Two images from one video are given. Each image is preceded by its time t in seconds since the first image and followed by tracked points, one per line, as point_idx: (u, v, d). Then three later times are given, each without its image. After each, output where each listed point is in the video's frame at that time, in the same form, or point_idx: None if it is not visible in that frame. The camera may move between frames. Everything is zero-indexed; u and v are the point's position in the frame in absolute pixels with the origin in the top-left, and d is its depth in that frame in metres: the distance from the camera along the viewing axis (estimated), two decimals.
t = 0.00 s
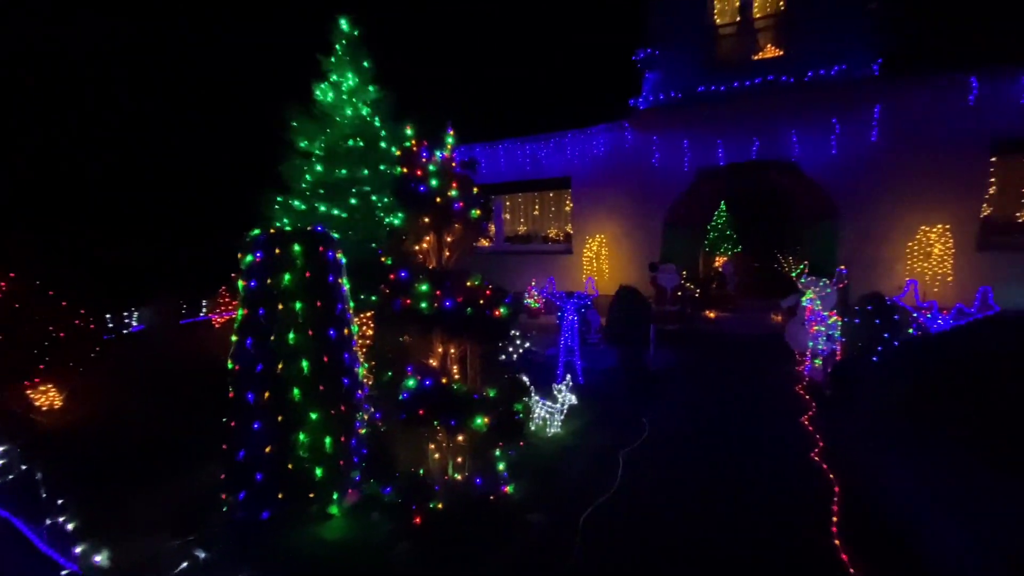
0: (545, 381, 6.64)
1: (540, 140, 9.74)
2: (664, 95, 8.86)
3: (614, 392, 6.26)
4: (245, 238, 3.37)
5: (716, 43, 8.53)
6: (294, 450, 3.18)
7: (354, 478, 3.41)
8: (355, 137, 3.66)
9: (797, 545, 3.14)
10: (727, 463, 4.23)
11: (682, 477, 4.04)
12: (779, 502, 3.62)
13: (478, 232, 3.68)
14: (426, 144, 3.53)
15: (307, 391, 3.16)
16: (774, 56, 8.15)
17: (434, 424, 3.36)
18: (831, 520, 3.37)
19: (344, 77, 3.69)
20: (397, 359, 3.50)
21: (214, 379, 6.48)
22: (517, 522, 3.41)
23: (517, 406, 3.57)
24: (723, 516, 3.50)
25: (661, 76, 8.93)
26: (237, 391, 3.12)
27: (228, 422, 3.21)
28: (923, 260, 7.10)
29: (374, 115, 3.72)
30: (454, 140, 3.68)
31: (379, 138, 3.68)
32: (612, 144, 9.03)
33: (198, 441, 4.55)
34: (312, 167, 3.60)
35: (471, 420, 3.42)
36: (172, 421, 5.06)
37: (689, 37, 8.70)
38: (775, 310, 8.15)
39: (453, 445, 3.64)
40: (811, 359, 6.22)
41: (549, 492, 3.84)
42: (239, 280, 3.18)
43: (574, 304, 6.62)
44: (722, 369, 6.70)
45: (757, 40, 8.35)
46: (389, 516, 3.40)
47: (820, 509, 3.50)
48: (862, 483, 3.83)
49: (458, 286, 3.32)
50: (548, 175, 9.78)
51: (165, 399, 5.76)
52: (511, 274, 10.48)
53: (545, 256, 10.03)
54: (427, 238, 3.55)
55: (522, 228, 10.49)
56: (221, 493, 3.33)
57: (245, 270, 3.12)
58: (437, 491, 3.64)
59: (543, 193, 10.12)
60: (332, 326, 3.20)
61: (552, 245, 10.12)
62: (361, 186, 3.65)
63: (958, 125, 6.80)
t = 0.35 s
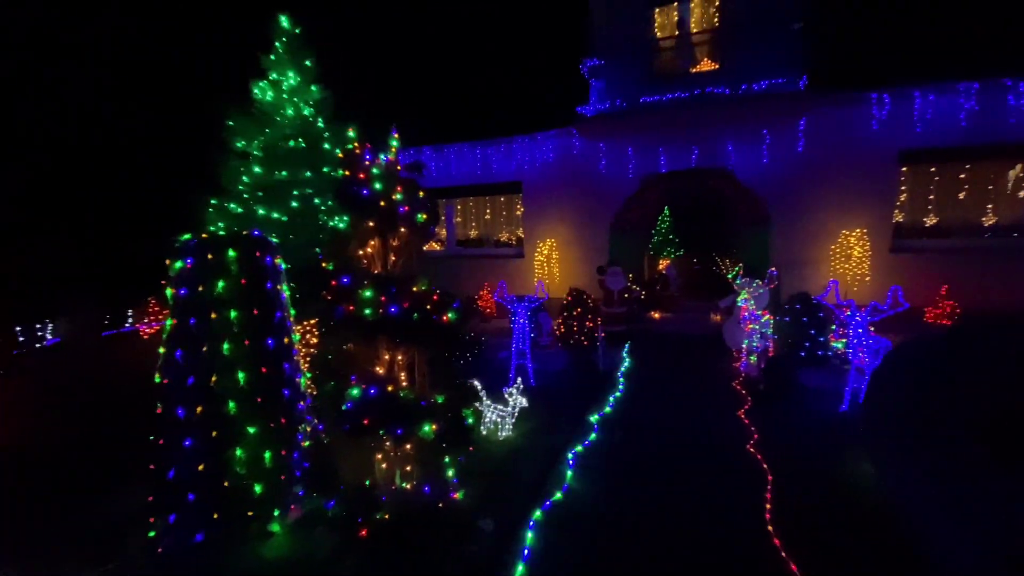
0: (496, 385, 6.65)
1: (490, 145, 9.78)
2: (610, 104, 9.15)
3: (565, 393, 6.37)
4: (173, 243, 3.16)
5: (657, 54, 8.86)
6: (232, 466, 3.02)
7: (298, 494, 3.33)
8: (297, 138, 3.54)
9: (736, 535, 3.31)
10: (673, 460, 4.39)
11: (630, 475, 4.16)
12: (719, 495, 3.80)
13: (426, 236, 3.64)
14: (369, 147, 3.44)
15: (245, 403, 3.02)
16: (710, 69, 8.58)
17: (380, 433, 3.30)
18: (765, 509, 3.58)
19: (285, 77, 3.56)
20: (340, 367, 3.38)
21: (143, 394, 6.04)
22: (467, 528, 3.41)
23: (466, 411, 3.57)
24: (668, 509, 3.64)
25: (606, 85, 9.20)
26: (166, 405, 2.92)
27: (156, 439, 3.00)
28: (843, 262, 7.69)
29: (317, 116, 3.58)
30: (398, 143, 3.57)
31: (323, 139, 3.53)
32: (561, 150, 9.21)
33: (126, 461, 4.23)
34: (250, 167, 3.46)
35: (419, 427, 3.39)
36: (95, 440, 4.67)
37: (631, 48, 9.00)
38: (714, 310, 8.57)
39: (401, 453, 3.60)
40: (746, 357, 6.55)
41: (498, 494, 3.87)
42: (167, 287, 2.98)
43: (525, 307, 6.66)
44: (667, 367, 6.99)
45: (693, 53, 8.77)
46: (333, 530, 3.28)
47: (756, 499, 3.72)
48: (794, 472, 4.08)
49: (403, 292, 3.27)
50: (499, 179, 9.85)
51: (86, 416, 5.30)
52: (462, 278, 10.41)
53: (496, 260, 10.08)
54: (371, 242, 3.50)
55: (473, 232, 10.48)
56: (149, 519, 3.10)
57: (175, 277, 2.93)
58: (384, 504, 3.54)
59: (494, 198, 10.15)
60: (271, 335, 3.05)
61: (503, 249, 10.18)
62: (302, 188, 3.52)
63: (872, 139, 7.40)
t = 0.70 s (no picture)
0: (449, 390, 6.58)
1: (441, 148, 9.75)
2: (559, 111, 9.31)
3: (519, 395, 6.40)
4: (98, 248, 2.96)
5: (604, 62, 9.09)
6: (164, 486, 2.81)
7: (238, 511, 3.19)
8: (236, 137, 3.38)
9: (682, 528, 3.43)
10: (624, 458, 4.51)
11: (582, 475, 4.22)
12: (667, 491, 3.92)
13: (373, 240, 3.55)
14: (312, 147, 3.34)
15: (178, 416, 2.82)
16: (653, 79, 8.94)
17: (326, 443, 3.21)
18: (709, 501, 3.75)
19: (223, 73, 3.40)
20: (282, 377, 3.24)
21: (59, 412, 5.52)
22: (418, 536, 3.35)
23: (417, 418, 3.51)
24: (617, 506, 3.73)
25: (555, 91, 9.35)
26: (89, 422, 2.72)
27: (79, 460, 2.76)
28: (777, 264, 8.16)
29: (258, 115, 3.44)
30: (343, 144, 3.48)
31: (264, 138, 3.37)
32: (512, 155, 9.30)
33: (43, 484, 3.89)
34: (185, 167, 3.28)
35: (367, 436, 3.33)
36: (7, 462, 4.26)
37: (578, 55, 9.18)
38: (661, 310, 8.90)
39: (349, 463, 3.46)
40: (690, 354, 6.82)
41: (451, 501, 3.82)
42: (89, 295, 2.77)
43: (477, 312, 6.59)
44: (617, 367, 7.18)
45: (638, 63, 9.07)
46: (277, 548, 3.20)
47: (700, 492, 3.88)
48: (735, 465, 4.28)
49: (349, 297, 3.18)
50: (451, 183, 9.82)
51: None
52: (414, 282, 10.31)
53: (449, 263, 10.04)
54: (315, 246, 3.33)
55: (426, 235, 10.36)
56: (71, 546, 2.91)
57: (98, 284, 2.73)
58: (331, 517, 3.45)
59: (446, 201, 10.07)
60: (208, 344, 2.90)
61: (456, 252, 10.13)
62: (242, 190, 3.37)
63: (800, 148, 7.90)
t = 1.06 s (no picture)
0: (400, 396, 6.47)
1: (391, 149, 9.60)
2: (510, 115, 9.39)
3: (471, 399, 6.37)
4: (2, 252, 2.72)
5: (552, 69, 9.27)
6: (84, 508, 2.60)
7: (170, 531, 2.98)
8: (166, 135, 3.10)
9: (630, 522, 3.54)
10: (574, 456, 4.59)
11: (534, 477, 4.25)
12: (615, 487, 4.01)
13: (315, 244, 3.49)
14: (248, 148, 3.25)
15: (100, 434, 2.64)
16: (600, 87, 9.20)
17: (266, 456, 3.08)
18: (654, 494, 3.89)
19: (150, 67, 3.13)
20: (217, 389, 3.09)
21: None
22: (366, 547, 3.29)
23: (362, 426, 3.47)
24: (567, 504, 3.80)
25: (505, 95, 9.42)
26: None
27: None
28: (717, 266, 8.57)
29: (192, 113, 3.19)
30: (281, 145, 3.40)
31: (198, 137, 3.14)
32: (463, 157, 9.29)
33: None
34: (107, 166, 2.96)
35: (310, 447, 3.22)
36: None
37: (528, 60, 9.28)
38: (610, 312, 9.16)
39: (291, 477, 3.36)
40: (638, 354, 6.95)
41: (400, 509, 3.76)
42: None
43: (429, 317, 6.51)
44: (568, 367, 7.31)
45: (586, 72, 9.32)
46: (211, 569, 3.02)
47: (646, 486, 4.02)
48: (679, 460, 4.44)
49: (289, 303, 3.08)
50: (401, 185, 9.66)
51: None
52: (364, 286, 10.07)
53: (400, 267, 9.87)
54: (252, 250, 3.25)
55: (376, 239, 10.17)
56: None
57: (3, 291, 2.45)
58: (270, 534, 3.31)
59: (398, 204, 9.91)
60: (134, 356, 2.73)
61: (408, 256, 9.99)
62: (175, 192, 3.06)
63: (737, 156, 8.34)
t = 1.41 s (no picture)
0: (346, 405, 6.28)
1: (336, 150, 9.32)
2: (459, 118, 9.37)
3: (421, 405, 6.27)
4: None
5: (501, 74, 9.35)
6: None
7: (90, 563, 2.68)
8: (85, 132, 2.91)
9: (577, 521, 3.63)
10: (524, 459, 4.64)
11: (484, 481, 4.25)
12: (563, 487, 4.10)
13: (251, 249, 3.32)
14: (175, 148, 3.07)
15: (8, 455, 2.35)
16: (548, 93, 9.34)
17: (196, 474, 2.97)
18: (601, 492, 3.98)
19: (69, 58, 2.94)
20: (142, 404, 2.89)
21: None
22: (311, 563, 3.22)
23: (303, 438, 3.30)
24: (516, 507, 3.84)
25: (455, 99, 9.39)
26: None
27: None
28: (661, 268, 8.91)
29: (116, 109, 2.99)
30: (213, 144, 3.20)
31: (122, 134, 2.94)
32: (411, 159, 9.16)
33: None
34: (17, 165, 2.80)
35: (245, 462, 3.07)
36: None
37: (477, 64, 9.30)
38: (560, 314, 9.33)
39: (224, 495, 3.20)
40: (587, 354, 7.10)
41: (344, 522, 3.68)
42: None
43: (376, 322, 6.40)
44: (518, 370, 7.38)
45: (534, 77, 9.38)
46: None
47: (594, 484, 4.11)
48: (625, 457, 4.57)
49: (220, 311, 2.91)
50: (348, 187, 9.41)
51: None
52: (308, 291, 9.73)
53: (348, 270, 9.61)
54: (181, 255, 3.02)
55: (322, 242, 9.89)
56: None
57: None
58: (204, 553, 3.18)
59: (344, 206, 9.74)
60: (46, 371, 2.48)
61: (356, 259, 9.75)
62: (93, 191, 2.85)
63: (679, 163, 8.71)
